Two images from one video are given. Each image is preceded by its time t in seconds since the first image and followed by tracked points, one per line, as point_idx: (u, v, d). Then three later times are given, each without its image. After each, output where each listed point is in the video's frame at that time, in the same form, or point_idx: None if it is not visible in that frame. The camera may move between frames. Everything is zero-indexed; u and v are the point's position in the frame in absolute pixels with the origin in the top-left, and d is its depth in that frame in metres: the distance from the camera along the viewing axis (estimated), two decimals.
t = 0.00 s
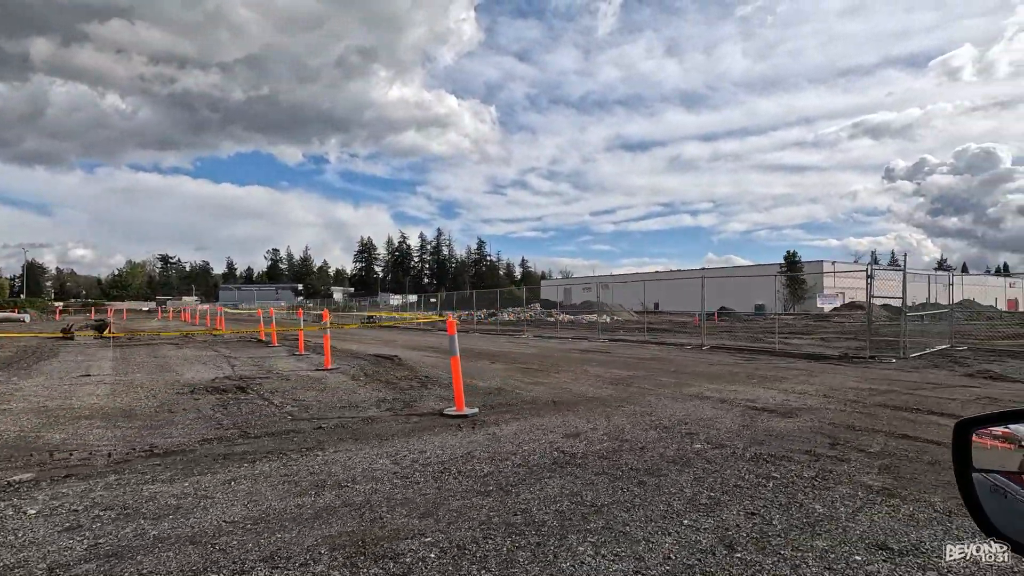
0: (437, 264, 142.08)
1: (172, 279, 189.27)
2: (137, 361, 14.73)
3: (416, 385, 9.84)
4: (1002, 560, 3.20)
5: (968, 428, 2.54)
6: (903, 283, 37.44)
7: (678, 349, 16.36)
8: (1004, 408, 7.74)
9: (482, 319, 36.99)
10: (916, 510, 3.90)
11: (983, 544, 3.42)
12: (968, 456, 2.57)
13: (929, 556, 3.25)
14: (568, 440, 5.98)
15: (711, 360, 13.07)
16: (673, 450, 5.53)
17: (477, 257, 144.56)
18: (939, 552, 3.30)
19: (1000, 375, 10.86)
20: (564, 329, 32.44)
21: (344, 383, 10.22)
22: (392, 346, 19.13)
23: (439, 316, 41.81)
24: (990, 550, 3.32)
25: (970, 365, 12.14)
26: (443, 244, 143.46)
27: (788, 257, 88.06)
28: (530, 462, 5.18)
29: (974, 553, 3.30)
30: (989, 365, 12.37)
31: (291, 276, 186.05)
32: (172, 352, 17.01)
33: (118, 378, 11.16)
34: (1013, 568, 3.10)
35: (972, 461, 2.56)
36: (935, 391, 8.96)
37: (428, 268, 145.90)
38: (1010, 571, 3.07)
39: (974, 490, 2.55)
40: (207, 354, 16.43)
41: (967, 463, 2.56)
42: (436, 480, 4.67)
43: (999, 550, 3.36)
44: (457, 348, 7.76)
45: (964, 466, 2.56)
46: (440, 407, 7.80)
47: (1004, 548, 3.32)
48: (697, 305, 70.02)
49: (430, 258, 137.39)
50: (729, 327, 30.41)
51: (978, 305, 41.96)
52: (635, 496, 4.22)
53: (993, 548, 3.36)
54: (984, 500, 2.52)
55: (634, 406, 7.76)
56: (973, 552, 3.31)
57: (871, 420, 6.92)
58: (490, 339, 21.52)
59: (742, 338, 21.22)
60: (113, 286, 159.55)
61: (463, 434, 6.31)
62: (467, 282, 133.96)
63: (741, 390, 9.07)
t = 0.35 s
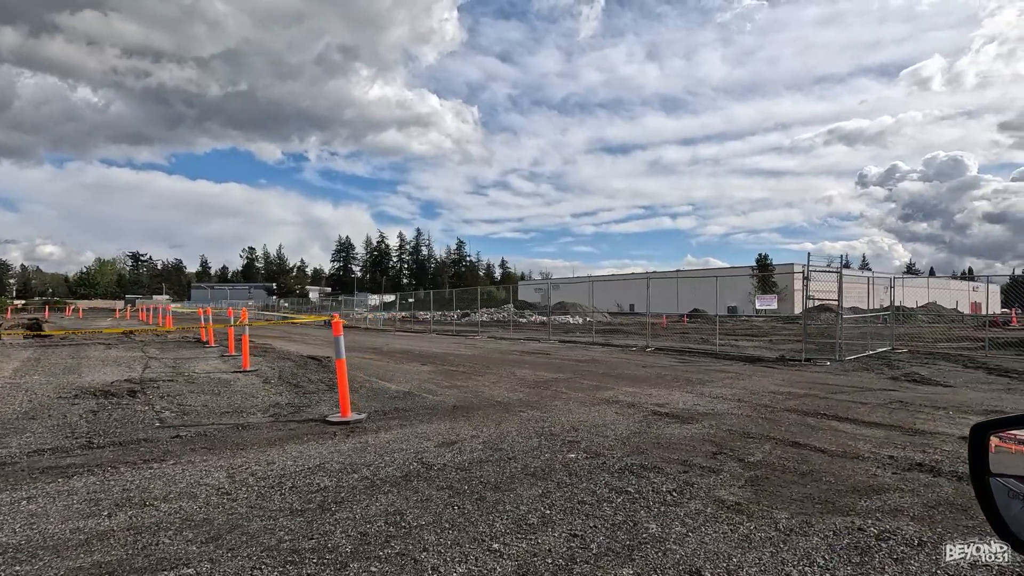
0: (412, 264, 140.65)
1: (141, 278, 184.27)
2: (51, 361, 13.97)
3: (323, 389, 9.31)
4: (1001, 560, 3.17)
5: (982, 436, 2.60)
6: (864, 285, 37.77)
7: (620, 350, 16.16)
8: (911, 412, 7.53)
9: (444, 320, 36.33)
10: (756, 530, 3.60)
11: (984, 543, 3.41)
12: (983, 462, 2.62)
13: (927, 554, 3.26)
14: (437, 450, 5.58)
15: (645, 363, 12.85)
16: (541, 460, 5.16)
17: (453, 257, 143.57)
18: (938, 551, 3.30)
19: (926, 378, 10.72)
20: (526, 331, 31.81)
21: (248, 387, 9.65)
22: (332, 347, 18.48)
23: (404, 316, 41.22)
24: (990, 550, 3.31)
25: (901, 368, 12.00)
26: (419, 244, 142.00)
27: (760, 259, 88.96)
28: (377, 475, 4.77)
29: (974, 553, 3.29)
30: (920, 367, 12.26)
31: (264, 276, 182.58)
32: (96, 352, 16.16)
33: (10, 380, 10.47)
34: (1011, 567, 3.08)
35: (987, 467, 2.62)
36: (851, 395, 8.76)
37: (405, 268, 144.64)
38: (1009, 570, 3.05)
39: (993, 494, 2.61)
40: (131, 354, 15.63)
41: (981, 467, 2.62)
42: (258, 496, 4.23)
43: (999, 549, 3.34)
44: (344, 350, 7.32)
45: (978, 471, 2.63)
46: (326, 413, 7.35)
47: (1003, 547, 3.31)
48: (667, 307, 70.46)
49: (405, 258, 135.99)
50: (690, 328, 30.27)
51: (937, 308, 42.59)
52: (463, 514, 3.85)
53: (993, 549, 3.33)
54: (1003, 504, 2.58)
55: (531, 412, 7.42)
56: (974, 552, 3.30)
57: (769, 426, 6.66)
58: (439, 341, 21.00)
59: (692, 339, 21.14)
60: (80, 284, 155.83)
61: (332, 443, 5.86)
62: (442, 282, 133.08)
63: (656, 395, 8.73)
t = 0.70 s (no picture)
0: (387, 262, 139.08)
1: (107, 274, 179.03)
2: None
3: (223, 392, 8.85)
4: (1001, 560, 3.19)
5: (994, 429, 2.33)
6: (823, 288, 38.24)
7: (562, 351, 16.00)
8: (816, 415, 7.39)
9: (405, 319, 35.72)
10: (576, 547, 3.33)
11: (983, 544, 3.41)
12: (993, 457, 2.32)
13: (927, 555, 3.28)
14: (297, 457, 5.22)
15: (578, 364, 12.68)
16: (398, 469, 4.85)
17: (428, 256, 142.41)
18: (938, 552, 3.33)
19: (849, 380, 10.66)
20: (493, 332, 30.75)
21: (146, 389, 9.14)
22: (270, 347, 17.85)
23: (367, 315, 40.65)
24: (990, 550, 3.32)
25: (831, 370, 11.96)
26: (394, 242, 140.56)
27: (730, 261, 89.98)
28: (211, 485, 4.40)
29: (973, 553, 3.31)
30: (849, 369, 12.24)
31: (235, 273, 178.88)
32: (13, 351, 15.36)
33: None
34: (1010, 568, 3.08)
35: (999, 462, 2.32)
36: (765, 398, 8.62)
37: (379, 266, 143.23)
38: (1009, 570, 3.07)
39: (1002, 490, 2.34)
40: (50, 353, 14.90)
41: (991, 466, 2.32)
42: (60, 511, 3.84)
43: (998, 550, 3.34)
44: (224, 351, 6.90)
45: (988, 470, 2.31)
46: (205, 417, 6.92)
47: (1003, 548, 3.31)
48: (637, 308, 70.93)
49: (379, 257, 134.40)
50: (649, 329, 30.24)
51: (895, 310, 43.43)
52: (270, 532, 3.51)
53: (993, 548, 3.35)
54: (1013, 501, 2.31)
55: (424, 416, 7.12)
56: (973, 552, 3.32)
57: (664, 431, 6.44)
58: (387, 341, 20.54)
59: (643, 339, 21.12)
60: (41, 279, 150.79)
61: (188, 450, 5.46)
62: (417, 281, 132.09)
63: (568, 398, 8.47)
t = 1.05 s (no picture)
0: (361, 262, 137.19)
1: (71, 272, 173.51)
2: None
3: (118, 396, 8.32)
4: (1002, 561, 3.19)
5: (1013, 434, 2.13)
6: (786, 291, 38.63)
7: (509, 352, 15.80)
8: (727, 420, 7.19)
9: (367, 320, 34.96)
10: (386, 569, 3.02)
11: (984, 545, 3.43)
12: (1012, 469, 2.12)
13: (927, 554, 3.29)
14: (148, 467, 4.82)
15: (515, 366, 12.47)
16: (248, 480, 4.50)
17: (404, 256, 141.00)
18: (939, 552, 3.32)
19: (781, 383, 10.52)
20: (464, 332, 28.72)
21: (39, 392, 8.60)
22: (207, 348, 17.14)
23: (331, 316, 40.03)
24: (990, 550, 3.33)
25: (767, 373, 11.83)
26: (368, 242, 138.79)
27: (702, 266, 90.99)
28: (27, 499, 4.01)
29: (974, 553, 3.32)
30: (786, 372, 12.15)
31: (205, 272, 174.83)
32: None
33: None
34: (1012, 567, 3.10)
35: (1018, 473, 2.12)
36: (686, 401, 8.42)
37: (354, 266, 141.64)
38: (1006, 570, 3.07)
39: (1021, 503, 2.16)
40: None
41: (1012, 474, 2.11)
42: None
43: (999, 550, 3.35)
44: (95, 352, 6.43)
45: (1007, 478, 2.11)
46: (77, 423, 6.45)
47: (1004, 548, 3.32)
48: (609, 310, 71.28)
49: (353, 256, 132.53)
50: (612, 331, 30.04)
51: (857, 313, 44.11)
52: (53, 554, 3.13)
53: (992, 548, 3.35)
54: None
55: (315, 421, 6.76)
56: (974, 552, 3.33)
57: (563, 436, 6.18)
58: (334, 342, 19.95)
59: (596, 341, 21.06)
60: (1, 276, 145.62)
61: (32, 459, 5.02)
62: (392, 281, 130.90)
63: (483, 403, 8.17)
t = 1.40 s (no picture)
0: (335, 261, 135.28)
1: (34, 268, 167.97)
2: None
3: (13, 396, 7.81)
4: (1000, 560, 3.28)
5: None
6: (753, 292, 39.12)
7: (460, 352, 15.55)
8: (644, 422, 7.01)
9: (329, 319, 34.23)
10: None
11: (984, 544, 3.53)
12: None
13: (925, 552, 3.39)
14: None
15: (456, 366, 12.20)
16: (97, 489, 4.16)
17: (380, 255, 139.53)
18: (938, 551, 3.42)
19: (718, 385, 10.43)
20: (433, 334, 26.83)
21: None
22: (146, 347, 16.44)
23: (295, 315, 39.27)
24: (990, 550, 3.42)
25: (708, 374, 11.74)
26: (343, 240, 136.91)
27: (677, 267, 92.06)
28: None
29: (974, 553, 3.41)
30: (728, 373, 12.08)
31: (175, 269, 170.53)
32: None
33: None
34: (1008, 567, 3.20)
35: None
36: (612, 403, 8.23)
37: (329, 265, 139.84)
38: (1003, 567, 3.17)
39: None
40: None
41: None
42: None
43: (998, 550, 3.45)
44: None
45: None
46: None
47: (1003, 548, 3.42)
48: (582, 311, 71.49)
49: (327, 254, 130.61)
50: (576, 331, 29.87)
51: (821, 315, 44.81)
52: None
53: (991, 548, 3.46)
54: None
55: (212, 423, 6.40)
56: (973, 552, 3.42)
57: (466, 439, 5.93)
58: (284, 342, 19.39)
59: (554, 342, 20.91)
60: None
61: None
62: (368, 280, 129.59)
63: (402, 404, 7.86)
